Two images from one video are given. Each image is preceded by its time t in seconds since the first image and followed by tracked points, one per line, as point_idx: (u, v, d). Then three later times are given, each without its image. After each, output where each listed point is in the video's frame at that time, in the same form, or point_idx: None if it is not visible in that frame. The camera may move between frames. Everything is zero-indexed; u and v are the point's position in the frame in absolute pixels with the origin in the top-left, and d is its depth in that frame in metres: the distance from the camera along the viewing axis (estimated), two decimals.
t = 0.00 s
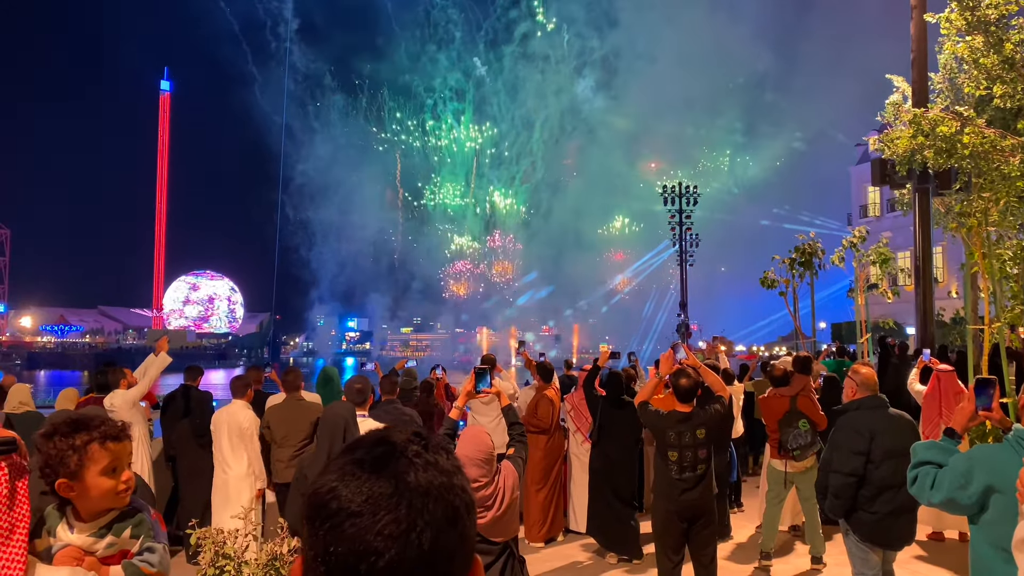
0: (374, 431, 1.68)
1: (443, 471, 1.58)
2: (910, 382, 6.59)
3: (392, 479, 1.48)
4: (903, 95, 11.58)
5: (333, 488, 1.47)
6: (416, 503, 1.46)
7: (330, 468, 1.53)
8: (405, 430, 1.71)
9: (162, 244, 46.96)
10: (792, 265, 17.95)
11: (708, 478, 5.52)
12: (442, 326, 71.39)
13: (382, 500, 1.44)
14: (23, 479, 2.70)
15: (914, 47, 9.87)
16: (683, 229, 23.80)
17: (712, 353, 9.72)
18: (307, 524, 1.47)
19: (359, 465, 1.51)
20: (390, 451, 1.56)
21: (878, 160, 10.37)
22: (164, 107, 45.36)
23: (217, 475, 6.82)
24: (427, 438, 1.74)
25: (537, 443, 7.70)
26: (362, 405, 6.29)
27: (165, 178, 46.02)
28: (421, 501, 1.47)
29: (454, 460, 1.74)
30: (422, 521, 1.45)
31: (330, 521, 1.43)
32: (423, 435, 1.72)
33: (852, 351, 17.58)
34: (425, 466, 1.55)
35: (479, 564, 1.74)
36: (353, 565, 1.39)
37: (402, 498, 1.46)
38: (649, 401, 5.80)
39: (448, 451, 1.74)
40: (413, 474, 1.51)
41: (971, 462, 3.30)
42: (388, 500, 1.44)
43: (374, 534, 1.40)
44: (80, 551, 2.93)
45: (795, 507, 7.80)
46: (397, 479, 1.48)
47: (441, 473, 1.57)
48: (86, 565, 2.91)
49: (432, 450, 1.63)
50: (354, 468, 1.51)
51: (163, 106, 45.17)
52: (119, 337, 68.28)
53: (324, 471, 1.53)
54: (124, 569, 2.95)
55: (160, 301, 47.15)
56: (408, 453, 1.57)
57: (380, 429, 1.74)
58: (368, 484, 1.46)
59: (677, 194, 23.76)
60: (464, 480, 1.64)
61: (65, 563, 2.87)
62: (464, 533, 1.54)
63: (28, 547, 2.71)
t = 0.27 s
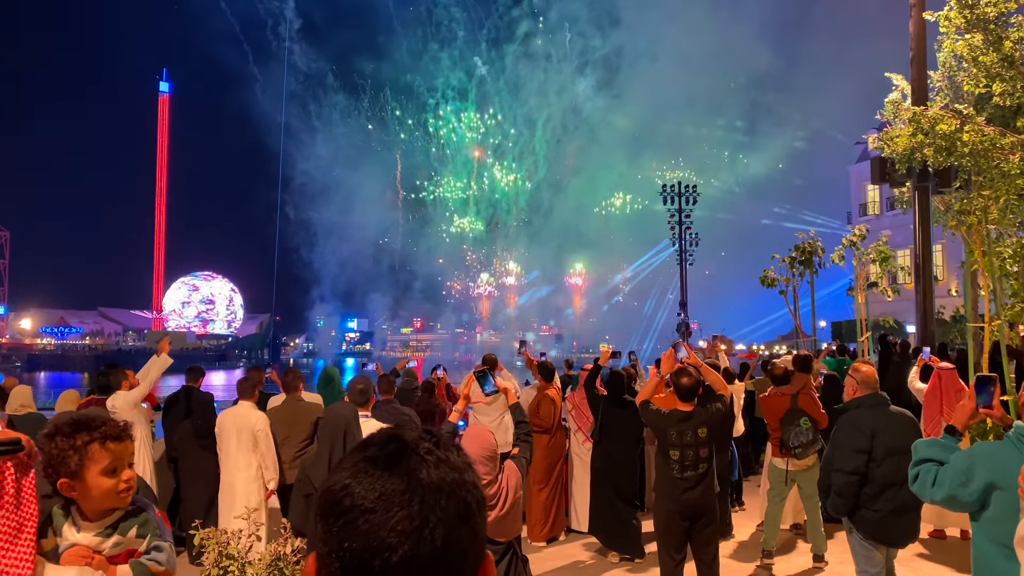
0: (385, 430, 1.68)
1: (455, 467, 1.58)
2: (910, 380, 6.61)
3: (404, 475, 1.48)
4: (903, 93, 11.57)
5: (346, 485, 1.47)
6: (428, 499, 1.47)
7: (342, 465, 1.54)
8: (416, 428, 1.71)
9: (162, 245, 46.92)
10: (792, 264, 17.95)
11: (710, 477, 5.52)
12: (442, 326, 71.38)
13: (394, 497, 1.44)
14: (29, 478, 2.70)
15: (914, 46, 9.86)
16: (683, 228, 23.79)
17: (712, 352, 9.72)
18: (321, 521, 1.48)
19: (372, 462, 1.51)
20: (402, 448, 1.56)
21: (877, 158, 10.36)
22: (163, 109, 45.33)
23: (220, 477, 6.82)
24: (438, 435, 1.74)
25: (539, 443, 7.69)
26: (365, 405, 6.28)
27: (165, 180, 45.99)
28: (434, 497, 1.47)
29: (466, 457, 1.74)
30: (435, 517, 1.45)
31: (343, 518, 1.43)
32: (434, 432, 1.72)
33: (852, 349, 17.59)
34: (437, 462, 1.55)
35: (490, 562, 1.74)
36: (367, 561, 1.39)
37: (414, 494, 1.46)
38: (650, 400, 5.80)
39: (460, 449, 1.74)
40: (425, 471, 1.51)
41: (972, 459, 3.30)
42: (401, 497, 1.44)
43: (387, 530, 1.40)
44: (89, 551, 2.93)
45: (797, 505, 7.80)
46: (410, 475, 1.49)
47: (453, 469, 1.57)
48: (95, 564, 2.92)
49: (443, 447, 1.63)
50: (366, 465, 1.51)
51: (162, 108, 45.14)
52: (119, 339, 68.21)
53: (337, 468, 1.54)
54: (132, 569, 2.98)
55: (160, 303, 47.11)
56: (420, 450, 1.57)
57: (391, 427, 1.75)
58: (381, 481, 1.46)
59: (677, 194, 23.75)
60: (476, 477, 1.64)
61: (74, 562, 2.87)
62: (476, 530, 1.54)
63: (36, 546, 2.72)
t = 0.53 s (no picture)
0: (386, 425, 1.68)
1: (455, 462, 1.58)
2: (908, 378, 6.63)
3: (405, 470, 1.49)
4: (900, 91, 11.58)
5: (347, 480, 1.48)
6: (429, 493, 1.47)
7: (344, 461, 1.54)
8: (416, 424, 1.71)
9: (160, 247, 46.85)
10: (790, 262, 17.95)
11: (709, 476, 5.52)
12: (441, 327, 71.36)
13: (395, 491, 1.44)
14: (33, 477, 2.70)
15: (910, 44, 9.87)
16: (681, 228, 23.79)
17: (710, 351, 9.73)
18: (323, 516, 1.49)
19: (373, 457, 1.52)
20: (403, 442, 1.56)
21: (875, 156, 10.37)
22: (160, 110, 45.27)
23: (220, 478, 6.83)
24: (439, 431, 1.74)
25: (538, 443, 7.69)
26: (365, 406, 6.26)
27: (162, 182, 45.94)
28: (434, 491, 1.47)
29: (466, 453, 1.74)
30: (436, 511, 1.45)
31: (345, 512, 1.44)
32: (435, 428, 1.72)
33: (851, 348, 17.60)
34: (437, 457, 1.56)
35: (491, 558, 1.74)
36: (369, 555, 1.40)
37: (414, 488, 1.46)
38: (648, 399, 5.80)
39: (461, 444, 1.74)
40: (426, 465, 1.51)
41: (970, 456, 3.30)
42: (402, 491, 1.45)
43: (388, 524, 1.41)
44: (92, 549, 2.92)
45: (796, 504, 7.80)
46: (410, 470, 1.49)
47: (454, 464, 1.57)
48: (96, 562, 2.90)
49: (444, 442, 1.63)
50: (367, 460, 1.51)
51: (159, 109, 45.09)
52: (116, 340, 68.10)
53: (339, 463, 1.54)
54: (135, 569, 2.98)
55: (158, 305, 47.06)
56: (420, 444, 1.57)
57: (392, 423, 1.75)
58: (381, 475, 1.46)
59: (675, 193, 23.75)
60: (477, 472, 1.64)
61: (77, 561, 2.86)
62: (477, 524, 1.54)
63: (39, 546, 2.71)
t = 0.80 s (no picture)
0: (384, 426, 1.68)
1: (453, 463, 1.58)
2: (904, 377, 6.65)
3: (404, 471, 1.49)
4: (894, 91, 11.61)
5: (346, 481, 1.48)
6: (428, 494, 1.47)
7: (343, 462, 1.54)
8: (415, 425, 1.71)
9: (156, 249, 46.78)
10: (786, 262, 17.98)
11: (706, 476, 5.53)
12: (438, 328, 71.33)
13: (394, 492, 1.44)
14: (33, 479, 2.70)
15: (905, 44, 9.89)
16: (677, 228, 23.82)
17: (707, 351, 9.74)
18: (322, 517, 1.49)
19: (372, 458, 1.52)
20: (402, 444, 1.56)
21: (870, 156, 10.38)
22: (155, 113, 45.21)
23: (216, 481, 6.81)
24: (436, 432, 1.74)
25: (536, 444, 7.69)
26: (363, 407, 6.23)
27: (158, 184, 45.87)
28: (433, 492, 1.47)
29: (465, 453, 1.74)
30: (434, 512, 1.45)
31: (344, 513, 1.44)
32: (432, 429, 1.72)
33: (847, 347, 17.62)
34: (435, 458, 1.56)
35: (489, 558, 1.74)
36: (368, 556, 1.40)
37: (413, 489, 1.46)
38: (645, 399, 5.80)
39: (459, 445, 1.74)
40: (424, 467, 1.51)
41: (967, 454, 3.30)
42: (401, 492, 1.45)
43: (387, 525, 1.41)
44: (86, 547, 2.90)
45: (793, 503, 7.81)
46: (409, 471, 1.49)
47: (452, 465, 1.57)
48: (89, 561, 2.90)
49: (442, 443, 1.63)
50: (366, 462, 1.51)
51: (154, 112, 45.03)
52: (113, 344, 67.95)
53: (338, 465, 1.54)
54: (124, 563, 2.93)
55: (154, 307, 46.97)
56: (419, 446, 1.57)
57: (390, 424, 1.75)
58: (380, 477, 1.47)
59: (671, 193, 23.77)
60: (475, 473, 1.64)
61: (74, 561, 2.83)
62: (476, 524, 1.54)
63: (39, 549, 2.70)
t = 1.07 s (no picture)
0: (383, 427, 1.69)
1: (451, 462, 1.59)
2: (902, 375, 6.65)
3: (402, 471, 1.49)
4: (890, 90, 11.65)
5: (345, 481, 1.48)
6: (426, 493, 1.48)
7: (342, 462, 1.55)
8: (413, 425, 1.72)
9: (152, 252, 46.71)
10: (783, 261, 18.02)
11: (704, 475, 5.54)
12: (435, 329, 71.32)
13: (393, 492, 1.45)
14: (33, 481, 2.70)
15: (900, 43, 9.92)
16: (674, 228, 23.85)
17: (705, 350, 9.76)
18: (322, 517, 1.50)
19: (370, 459, 1.53)
20: (400, 444, 1.57)
21: (865, 155, 10.40)
22: (151, 115, 45.16)
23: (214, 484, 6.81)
24: (435, 431, 1.75)
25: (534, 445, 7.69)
26: (361, 409, 6.21)
27: (154, 186, 45.82)
28: (431, 492, 1.48)
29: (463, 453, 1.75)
30: (433, 511, 1.46)
31: (343, 512, 1.44)
32: (430, 429, 1.73)
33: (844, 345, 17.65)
34: (434, 458, 1.57)
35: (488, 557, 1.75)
36: (368, 555, 1.40)
37: (412, 488, 1.47)
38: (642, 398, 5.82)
39: (457, 446, 1.74)
40: (422, 466, 1.52)
41: (963, 452, 3.32)
42: (400, 491, 1.46)
43: (386, 524, 1.41)
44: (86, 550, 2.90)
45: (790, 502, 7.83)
46: (408, 471, 1.50)
47: (450, 465, 1.58)
48: (89, 564, 2.91)
49: (441, 443, 1.64)
50: (365, 462, 1.52)
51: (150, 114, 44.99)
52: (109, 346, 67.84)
53: (338, 465, 1.55)
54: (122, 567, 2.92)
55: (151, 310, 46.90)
56: (417, 446, 1.58)
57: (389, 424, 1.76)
58: (379, 477, 1.47)
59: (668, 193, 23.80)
60: (473, 472, 1.64)
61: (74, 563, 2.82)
62: (474, 523, 1.55)
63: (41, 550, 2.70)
